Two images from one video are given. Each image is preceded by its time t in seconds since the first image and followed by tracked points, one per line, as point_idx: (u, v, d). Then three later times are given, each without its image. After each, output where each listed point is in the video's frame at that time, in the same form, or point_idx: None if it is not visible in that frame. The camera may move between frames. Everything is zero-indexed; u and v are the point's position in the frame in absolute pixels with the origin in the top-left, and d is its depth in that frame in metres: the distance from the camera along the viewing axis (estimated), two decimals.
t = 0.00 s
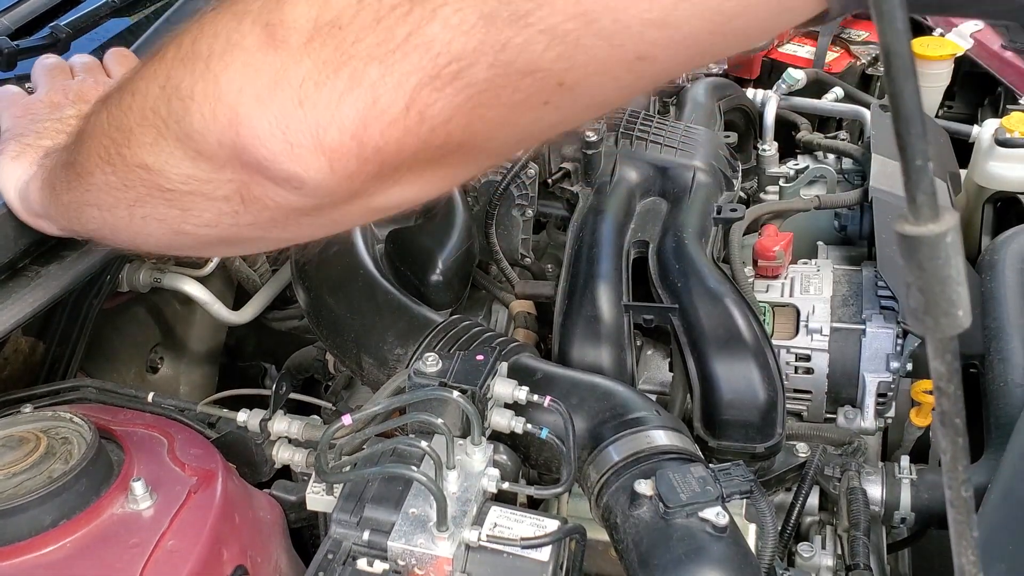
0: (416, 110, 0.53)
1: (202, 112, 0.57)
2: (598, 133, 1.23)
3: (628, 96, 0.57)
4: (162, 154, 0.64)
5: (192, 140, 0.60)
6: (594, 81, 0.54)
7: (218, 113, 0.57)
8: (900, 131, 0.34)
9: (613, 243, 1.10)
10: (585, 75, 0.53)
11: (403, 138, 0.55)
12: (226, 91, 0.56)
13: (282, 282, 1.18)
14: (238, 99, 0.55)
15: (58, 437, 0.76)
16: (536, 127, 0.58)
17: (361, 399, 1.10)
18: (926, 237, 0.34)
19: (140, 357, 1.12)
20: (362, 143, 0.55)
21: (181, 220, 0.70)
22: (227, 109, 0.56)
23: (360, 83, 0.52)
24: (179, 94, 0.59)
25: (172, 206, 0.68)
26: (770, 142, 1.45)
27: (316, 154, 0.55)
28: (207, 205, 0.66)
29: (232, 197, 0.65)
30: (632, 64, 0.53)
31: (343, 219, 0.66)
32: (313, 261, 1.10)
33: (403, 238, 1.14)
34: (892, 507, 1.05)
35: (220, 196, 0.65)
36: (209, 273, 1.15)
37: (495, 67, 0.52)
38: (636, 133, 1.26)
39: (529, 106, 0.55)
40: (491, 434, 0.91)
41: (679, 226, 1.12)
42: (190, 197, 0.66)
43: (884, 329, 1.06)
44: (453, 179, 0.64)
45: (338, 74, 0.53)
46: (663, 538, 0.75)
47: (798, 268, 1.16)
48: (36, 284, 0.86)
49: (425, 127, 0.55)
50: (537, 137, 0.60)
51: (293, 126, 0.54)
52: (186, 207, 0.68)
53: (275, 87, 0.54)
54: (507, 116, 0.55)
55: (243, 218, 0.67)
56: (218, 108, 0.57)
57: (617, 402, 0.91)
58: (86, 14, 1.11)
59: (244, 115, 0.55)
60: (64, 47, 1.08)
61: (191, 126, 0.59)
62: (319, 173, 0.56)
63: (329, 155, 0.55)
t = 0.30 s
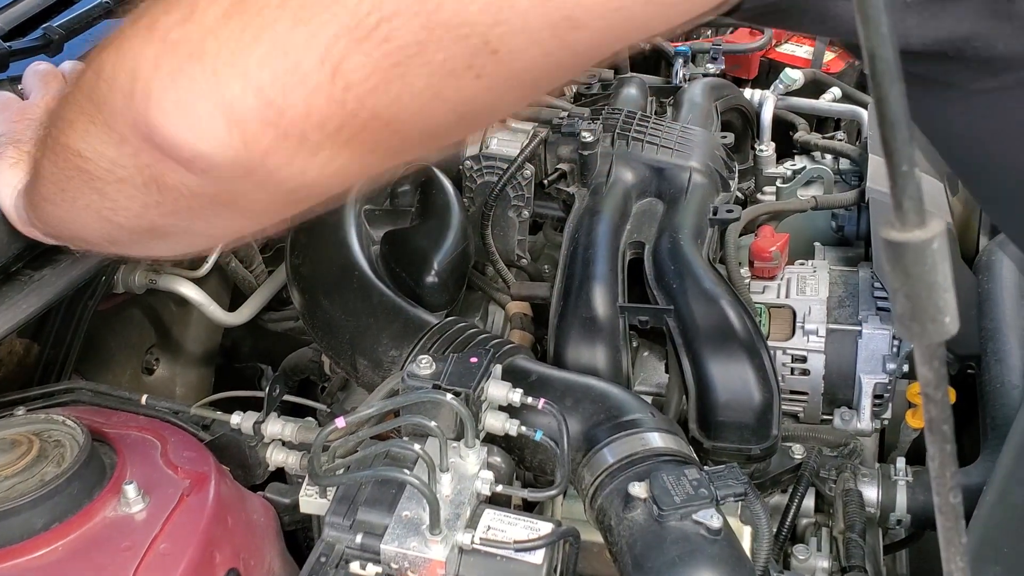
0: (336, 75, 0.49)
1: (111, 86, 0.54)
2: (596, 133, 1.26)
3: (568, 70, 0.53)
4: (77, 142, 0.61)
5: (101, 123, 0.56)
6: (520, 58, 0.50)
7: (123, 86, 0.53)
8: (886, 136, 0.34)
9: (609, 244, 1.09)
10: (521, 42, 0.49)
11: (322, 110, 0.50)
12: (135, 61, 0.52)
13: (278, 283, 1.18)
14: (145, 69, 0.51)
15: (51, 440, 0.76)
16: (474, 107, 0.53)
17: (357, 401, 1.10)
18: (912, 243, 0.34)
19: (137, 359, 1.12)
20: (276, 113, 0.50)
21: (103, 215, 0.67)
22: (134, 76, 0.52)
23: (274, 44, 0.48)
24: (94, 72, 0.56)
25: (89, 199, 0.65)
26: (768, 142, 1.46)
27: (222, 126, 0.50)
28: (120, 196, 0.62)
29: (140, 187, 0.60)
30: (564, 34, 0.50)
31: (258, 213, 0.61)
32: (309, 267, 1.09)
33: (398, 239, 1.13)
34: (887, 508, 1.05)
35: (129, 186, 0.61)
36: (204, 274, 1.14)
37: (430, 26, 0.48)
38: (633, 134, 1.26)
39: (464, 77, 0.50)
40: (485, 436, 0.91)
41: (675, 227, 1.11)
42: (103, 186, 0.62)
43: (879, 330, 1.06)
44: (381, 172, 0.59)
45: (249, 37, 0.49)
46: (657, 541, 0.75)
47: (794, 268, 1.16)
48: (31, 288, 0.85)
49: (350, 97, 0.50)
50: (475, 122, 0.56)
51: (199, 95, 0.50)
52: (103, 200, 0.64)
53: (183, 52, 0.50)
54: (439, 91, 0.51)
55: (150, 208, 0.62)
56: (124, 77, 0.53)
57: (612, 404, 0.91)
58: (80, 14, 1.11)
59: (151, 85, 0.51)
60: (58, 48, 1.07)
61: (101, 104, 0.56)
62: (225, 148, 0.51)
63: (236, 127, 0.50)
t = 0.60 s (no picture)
0: (267, 64, 0.51)
1: (48, 74, 0.57)
2: (598, 132, 1.24)
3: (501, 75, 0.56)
4: (25, 135, 0.64)
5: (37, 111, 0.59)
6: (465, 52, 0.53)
7: (58, 72, 0.55)
8: (892, 132, 0.34)
9: (611, 243, 1.10)
10: (455, 38, 0.52)
11: (249, 97, 0.51)
12: (75, 51, 0.55)
13: (281, 281, 1.19)
14: (83, 58, 0.54)
15: (57, 437, 0.76)
16: (402, 107, 0.54)
17: (360, 399, 1.10)
18: (917, 238, 0.34)
19: (140, 357, 1.12)
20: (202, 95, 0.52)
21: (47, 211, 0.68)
22: (69, 65, 0.55)
23: (208, 32, 0.51)
24: (44, 62, 0.59)
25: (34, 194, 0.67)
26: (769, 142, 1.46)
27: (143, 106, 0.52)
28: (56, 190, 0.65)
29: (69, 181, 0.62)
30: (500, 38, 0.53)
31: (185, 215, 0.61)
32: (314, 267, 1.10)
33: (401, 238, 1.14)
34: (889, 506, 1.05)
35: (62, 180, 0.62)
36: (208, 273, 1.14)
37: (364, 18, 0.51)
38: (635, 133, 1.26)
39: (392, 74, 0.52)
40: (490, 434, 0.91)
41: (677, 226, 1.12)
42: (46, 177, 0.64)
43: (881, 329, 1.06)
44: (310, 182, 0.59)
45: (185, 25, 0.52)
46: (660, 538, 0.75)
47: (796, 267, 1.16)
48: (37, 286, 0.86)
49: (276, 86, 0.51)
50: (407, 130, 0.57)
51: (125, 75, 0.52)
52: (44, 192, 0.66)
53: (119, 40, 0.53)
54: (366, 86, 0.52)
55: (88, 207, 0.63)
56: (62, 64, 0.56)
57: (615, 402, 0.91)
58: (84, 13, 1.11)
59: (82, 70, 0.54)
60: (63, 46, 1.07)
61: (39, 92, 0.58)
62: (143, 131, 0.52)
63: (154, 110, 0.52)
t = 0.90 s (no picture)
0: (293, 58, 0.52)
1: (77, 72, 0.58)
2: (597, 132, 1.25)
3: (524, 62, 0.56)
4: (54, 133, 0.65)
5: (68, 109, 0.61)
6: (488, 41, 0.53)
7: (91, 70, 0.57)
8: (885, 130, 0.34)
9: (610, 242, 1.10)
10: (477, 27, 0.52)
11: (278, 94, 0.53)
12: (104, 46, 0.56)
13: (281, 280, 1.19)
14: (113, 54, 0.55)
15: (56, 435, 0.76)
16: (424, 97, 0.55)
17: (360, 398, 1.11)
18: (911, 235, 0.34)
19: (140, 356, 1.12)
20: (232, 93, 0.53)
21: (74, 207, 0.70)
22: (100, 63, 0.56)
23: (231, 27, 0.52)
24: (69, 59, 0.60)
25: (61, 190, 0.69)
26: (768, 142, 1.46)
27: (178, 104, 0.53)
28: (85, 185, 0.67)
29: (102, 177, 0.64)
30: (526, 23, 0.53)
31: (216, 208, 0.63)
32: (314, 267, 1.10)
33: (400, 238, 1.14)
34: (887, 505, 1.05)
35: (94, 174, 0.64)
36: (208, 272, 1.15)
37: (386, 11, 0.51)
38: (634, 133, 1.26)
39: (415, 65, 0.53)
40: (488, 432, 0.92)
41: (676, 225, 1.12)
42: (75, 175, 0.66)
43: (879, 329, 1.06)
44: (335, 170, 0.61)
45: (211, 21, 0.52)
46: (658, 536, 0.76)
47: (794, 266, 1.16)
48: (37, 284, 0.86)
49: (302, 82, 0.52)
50: (432, 117, 0.58)
51: (158, 74, 0.53)
52: (71, 189, 0.68)
53: (147, 37, 0.54)
54: (392, 78, 0.53)
55: (121, 202, 0.66)
56: (92, 63, 0.57)
57: (613, 401, 0.91)
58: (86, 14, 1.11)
59: (113, 68, 0.55)
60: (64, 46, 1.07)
61: (69, 91, 0.60)
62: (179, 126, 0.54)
63: (188, 106, 0.53)
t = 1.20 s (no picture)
0: (341, 108, 0.52)
1: (127, 119, 0.57)
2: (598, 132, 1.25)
3: (561, 80, 0.56)
4: (104, 173, 0.63)
5: (121, 152, 0.59)
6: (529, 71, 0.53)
7: (144, 120, 0.56)
8: (890, 132, 0.34)
9: (611, 243, 1.09)
10: (516, 62, 0.52)
11: (332, 139, 0.53)
12: (151, 96, 0.55)
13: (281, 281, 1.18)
14: (164, 103, 0.54)
15: (56, 437, 0.76)
16: (472, 123, 0.56)
17: (360, 399, 1.10)
18: (917, 239, 0.34)
19: (139, 358, 1.12)
20: (287, 143, 0.53)
21: (125, 241, 0.69)
22: (152, 117, 0.55)
23: (279, 80, 0.51)
24: (113, 104, 0.58)
25: (112, 227, 0.67)
26: (770, 142, 1.47)
27: (240, 158, 0.54)
28: (144, 221, 0.65)
29: (164, 212, 0.63)
30: (566, 49, 0.52)
31: (282, 235, 0.64)
32: (314, 268, 1.09)
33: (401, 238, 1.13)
34: (889, 507, 1.05)
35: (155, 213, 0.63)
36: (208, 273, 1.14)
37: (425, 57, 0.50)
38: (635, 133, 1.25)
39: (458, 98, 0.54)
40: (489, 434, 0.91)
41: (677, 226, 1.11)
42: (134, 216, 0.65)
43: (881, 330, 1.06)
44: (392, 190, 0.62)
45: (258, 74, 0.52)
46: (660, 539, 0.75)
47: (797, 267, 1.16)
48: (36, 287, 0.86)
49: (354, 127, 0.53)
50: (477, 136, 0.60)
51: (214, 126, 0.53)
52: (125, 227, 0.67)
53: (197, 87, 0.53)
54: (439, 112, 0.54)
55: (183, 233, 0.65)
56: (144, 114, 0.56)
57: (614, 403, 0.91)
58: (84, 14, 1.11)
59: (170, 119, 0.54)
60: (62, 46, 1.07)
61: (121, 137, 0.58)
62: (244, 178, 0.55)
63: (252, 159, 0.54)
